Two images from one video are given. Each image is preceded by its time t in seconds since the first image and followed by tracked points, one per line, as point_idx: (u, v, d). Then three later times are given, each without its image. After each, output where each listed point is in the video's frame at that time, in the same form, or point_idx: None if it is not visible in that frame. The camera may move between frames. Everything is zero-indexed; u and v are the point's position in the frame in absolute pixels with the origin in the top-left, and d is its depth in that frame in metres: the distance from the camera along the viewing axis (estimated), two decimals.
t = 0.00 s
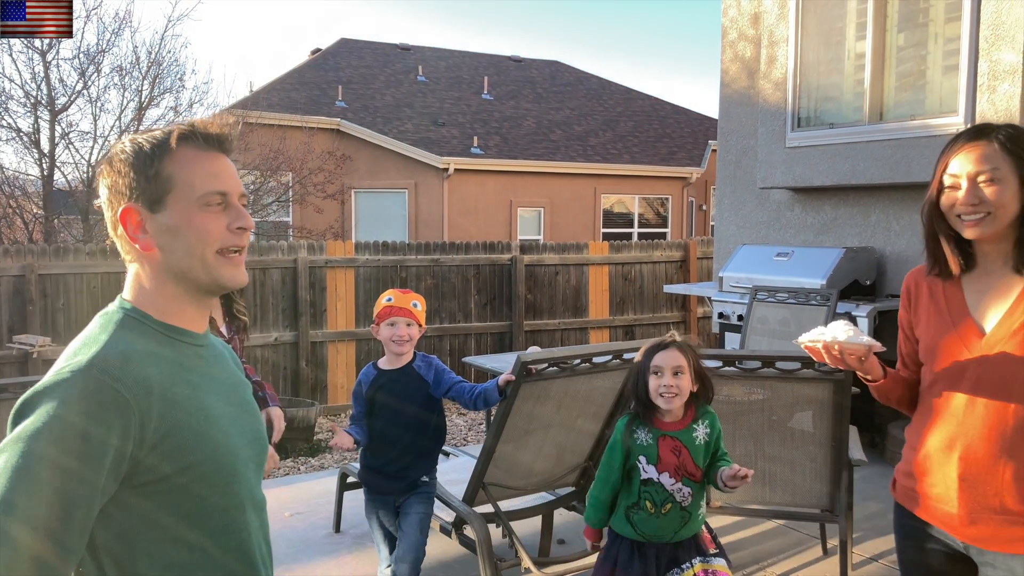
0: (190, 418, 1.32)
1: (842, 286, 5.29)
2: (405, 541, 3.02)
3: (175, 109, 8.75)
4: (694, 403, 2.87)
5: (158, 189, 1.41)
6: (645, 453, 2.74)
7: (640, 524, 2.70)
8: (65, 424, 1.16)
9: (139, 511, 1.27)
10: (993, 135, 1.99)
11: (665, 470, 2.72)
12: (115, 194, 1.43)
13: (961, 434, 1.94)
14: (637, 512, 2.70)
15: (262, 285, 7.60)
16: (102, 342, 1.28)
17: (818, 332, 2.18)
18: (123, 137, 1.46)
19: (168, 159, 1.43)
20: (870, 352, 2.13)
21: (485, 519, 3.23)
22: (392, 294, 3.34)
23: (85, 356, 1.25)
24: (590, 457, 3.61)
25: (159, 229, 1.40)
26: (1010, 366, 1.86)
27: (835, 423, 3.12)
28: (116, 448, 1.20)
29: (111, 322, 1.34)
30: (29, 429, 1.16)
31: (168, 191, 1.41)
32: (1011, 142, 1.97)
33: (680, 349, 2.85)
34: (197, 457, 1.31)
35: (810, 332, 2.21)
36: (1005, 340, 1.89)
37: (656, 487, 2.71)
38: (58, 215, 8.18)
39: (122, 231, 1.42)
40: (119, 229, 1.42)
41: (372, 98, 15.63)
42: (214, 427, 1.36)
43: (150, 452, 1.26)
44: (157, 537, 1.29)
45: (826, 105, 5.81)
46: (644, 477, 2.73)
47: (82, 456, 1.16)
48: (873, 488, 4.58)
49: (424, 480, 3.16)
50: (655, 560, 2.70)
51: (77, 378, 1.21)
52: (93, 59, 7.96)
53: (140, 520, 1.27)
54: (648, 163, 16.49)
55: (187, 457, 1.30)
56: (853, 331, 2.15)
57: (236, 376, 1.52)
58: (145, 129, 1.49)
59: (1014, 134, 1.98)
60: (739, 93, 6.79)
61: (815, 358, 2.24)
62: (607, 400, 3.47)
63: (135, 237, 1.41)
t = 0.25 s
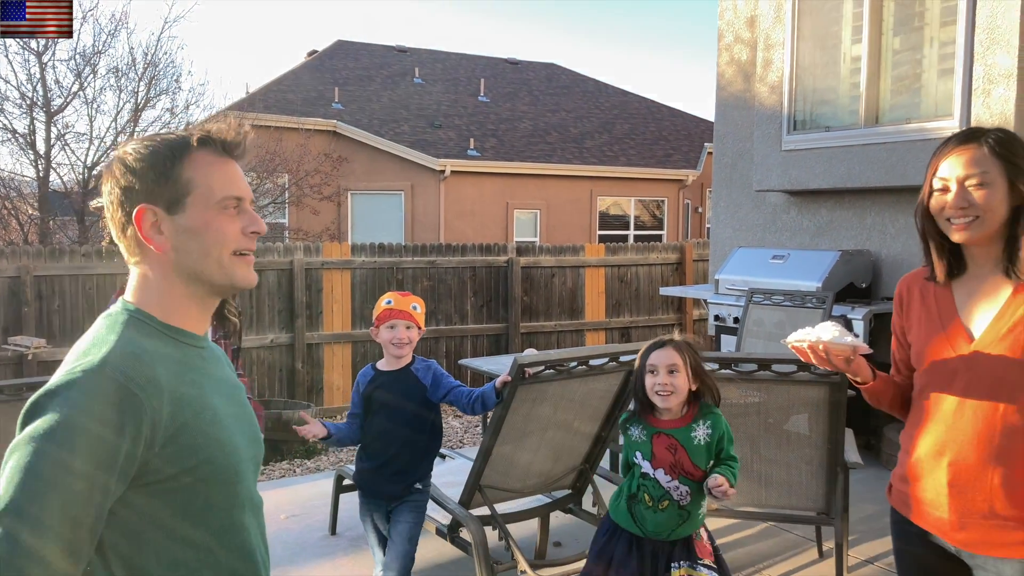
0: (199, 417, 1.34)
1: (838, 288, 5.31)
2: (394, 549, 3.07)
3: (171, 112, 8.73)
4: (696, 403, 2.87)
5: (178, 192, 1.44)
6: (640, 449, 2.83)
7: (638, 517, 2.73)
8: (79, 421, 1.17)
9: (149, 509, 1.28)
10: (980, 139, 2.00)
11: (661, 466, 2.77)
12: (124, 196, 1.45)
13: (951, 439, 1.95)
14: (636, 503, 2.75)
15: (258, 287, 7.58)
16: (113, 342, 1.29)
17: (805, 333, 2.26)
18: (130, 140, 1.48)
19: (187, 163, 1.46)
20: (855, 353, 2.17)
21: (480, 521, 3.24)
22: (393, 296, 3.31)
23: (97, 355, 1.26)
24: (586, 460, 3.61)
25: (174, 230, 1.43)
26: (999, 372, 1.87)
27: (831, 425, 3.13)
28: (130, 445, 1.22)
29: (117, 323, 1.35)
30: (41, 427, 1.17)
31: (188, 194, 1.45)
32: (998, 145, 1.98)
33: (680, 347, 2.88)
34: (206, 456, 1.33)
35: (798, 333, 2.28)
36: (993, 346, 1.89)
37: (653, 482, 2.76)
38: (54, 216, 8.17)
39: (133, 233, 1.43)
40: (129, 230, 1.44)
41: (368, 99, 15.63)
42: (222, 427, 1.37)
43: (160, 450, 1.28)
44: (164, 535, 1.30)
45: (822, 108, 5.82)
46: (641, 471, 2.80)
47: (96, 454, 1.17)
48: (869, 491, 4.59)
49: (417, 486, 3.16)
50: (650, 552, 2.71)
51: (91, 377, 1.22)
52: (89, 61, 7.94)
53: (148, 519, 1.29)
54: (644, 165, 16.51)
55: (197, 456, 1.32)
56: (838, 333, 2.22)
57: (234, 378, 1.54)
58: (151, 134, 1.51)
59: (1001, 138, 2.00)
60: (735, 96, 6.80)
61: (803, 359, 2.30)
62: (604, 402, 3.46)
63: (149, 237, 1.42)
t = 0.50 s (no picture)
0: (197, 418, 1.36)
1: (830, 292, 5.32)
2: (385, 554, 3.06)
3: (162, 114, 8.69)
4: (686, 406, 2.86)
5: (172, 196, 1.43)
6: (628, 449, 2.83)
7: (627, 516, 2.73)
8: (86, 423, 1.18)
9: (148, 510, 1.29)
10: (967, 146, 2.00)
11: (647, 467, 2.77)
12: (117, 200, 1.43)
13: (935, 444, 1.95)
14: (625, 504, 2.74)
15: (250, 290, 7.55)
16: (113, 344, 1.30)
17: (790, 344, 2.26)
18: (124, 145, 1.47)
19: (181, 167, 1.45)
20: (842, 363, 2.17)
21: (471, 525, 3.23)
22: (385, 300, 3.28)
23: (99, 357, 1.27)
24: (578, 464, 3.61)
25: (167, 234, 1.42)
26: (982, 379, 1.87)
27: (822, 429, 3.13)
28: (135, 446, 1.23)
29: (113, 325, 1.35)
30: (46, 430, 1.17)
31: (182, 198, 1.43)
32: (984, 154, 1.98)
33: (672, 351, 2.87)
34: (204, 457, 1.34)
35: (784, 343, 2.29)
36: (977, 353, 1.89)
37: (639, 482, 2.75)
38: (44, 218, 8.13)
39: (126, 237, 1.42)
40: (122, 235, 1.42)
41: (361, 102, 15.60)
42: (217, 430, 1.39)
43: (161, 451, 1.29)
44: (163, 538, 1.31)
45: (814, 112, 5.84)
46: (628, 471, 2.80)
47: (102, 456, 1.18)
48: (861, 494, 4.60)
49: (407, 492, 3.14)
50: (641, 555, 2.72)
51: (95, 378, 1.23)
52: (80, 62, 7.91)
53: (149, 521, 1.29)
54: (636, 169, 16.54)
55: (196, 457, 1.33)
56: (825, 343, 2.21)
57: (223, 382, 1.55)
58: (143, 138, 1.50)
59: (986, 146, 2.00)
60: (727, 99, 6.82)
61: (789, 369, 2.30)
62: (596, 406, 3.46)
63: (141, 241, 1.41)
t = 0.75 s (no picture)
0: (182, 419, 1.36)
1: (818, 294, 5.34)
2: (373, 558, 3.06)
3: (150, 116, 8.63)
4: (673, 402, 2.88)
5: (149, 199, 1.43)
6: (614, 443, 2.82)
7: (617, 510, 2.73)
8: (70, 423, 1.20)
9: (129, 508, 1.31)
10: (952, 149, 2.01)
11: (633, 459, 2.78)
12: (96, 203, 1.43)
13: (921, 447, 1.95)
14: (614, 497, 2.75)
15: (237, 292, 7.50)
16: (98, 344, 1.31)
17: (777, 349, 2.27)
18: (103, 148, 1.47)
19: (158, 170, 1.45)
20: (828, 366, 2.17)
21: (459, 529, 3.22)
22: (375, 302, 3.26)
23: (83, 357, 1.28)
24: (566, 466, 3.60)
25: (145, 237, 1.42)
26: (966, 383, 1.87)
27: (810, 431, 3.14)
28: (119, 446, 1.25)
29: (96, 326, 1.36)
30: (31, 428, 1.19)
31: (159, 200, 1.43)
32: (970, 157, 1.99)
33: (660, 349, 2.86)
34: (188, 457, 1.36)
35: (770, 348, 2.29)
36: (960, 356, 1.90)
37: (626, 474, 2.76)
38: (29, 219, 8.05)
39: (105, 241, 1.42)
40: (101, 239, 1.42)
41: (350, 104, 15.56)
42: (201, 431, 1.40)
43: (144, 451, 1.30)
44: (146, 536, 1.33)
45: (801, 116, 5.87)
46: (615, 465, 2.80)
47: (86, 454, 1.20)
48: (848, 497, 4.62)
49: (395, 495, 3.12)
50: (633, 553, 2.71)
51: (80, 377, 1.25)
52: (66, 63, 7.84)
53: (131, 520, 1.31)
54: (625, 172, 16.57)
55: (179, 458, 1.34)
56: (811, 347, 2.22)
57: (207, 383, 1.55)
58: (123, 143, 1.50)
59: (972, 149, 2.02)
60: (716, 103, 6.84)
61: (776, 372, 2.32)
62: (585, 409, 3.46)
63: (120, 244, 1.41)
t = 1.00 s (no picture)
0: (160, 422, 1.35)
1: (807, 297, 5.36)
2: (363, 560, 3.05)
3: (139, 116, 8.58)
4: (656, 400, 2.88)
5: (133, 200, 1.42)
6: (602, 447, 2.81)
7: (608, 511, 2.74)
8: (46, 425, 1.19)
9: (108, 510, 1.29)
10: (940, 152, 2.01)
11: (622, 460, 2.77)
12: (76, 204, 1.41)
13: (907, 449, 1.96)
14: (604, 498, 2.75)
15: (225, 293, 7.46)
16: (75, 346, 1.30)
17: (765, 351, 2.25)
18: (86, 150, 1.46)
19: (140, 171, 1.44)
20: (817, 368, 2.17)
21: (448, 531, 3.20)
22: (369, 304, 3.24)
23: (60, 359, 1.27)
24: (555, 469, 3.60)
25: (129, 238, 1.41)
26: (952, 384, 1.88)
27: (798, 434, 3.14)
28: (95, 448, 1.23)
29: (74, 329, 1.35)
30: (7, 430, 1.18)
31: (141, 202, 1.42)
32: (958, 161, 2.00)
33: (644, 350, 2.86)
34: (165, 459, 1.34)
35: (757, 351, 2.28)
36: (946, 359, 1.91)
37: (617, 475, 2.76)
38: (16, 220, 7.99)
39: (86, 243, 1.40)
40: (81, 240, 1.40)
41: (340, 104, 15.52)
42: (181, 434, 1.39)
43: (122, 453, 1.29)
44: (124, 540, 1.31)
45: (791, 119, 5.90)
46: (604, 468, 2.79)
47: (62, 455, 1.19)
48: (836, 498, 4.64)
49: (385, 497, 3.11)
50: (626, 553, 2.71)
51: (56, 379, 1.24)
52: (54, 62, 7.78)
53: (110, 522, 1.30)
54: (616, 173, 16.60)
55: (157, 460, 1.33)
56: (800, 350, 2.21)
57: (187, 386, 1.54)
58: (102, 145, 1.48)
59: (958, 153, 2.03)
60: (706, 105, 6.86)
61: (764, 375, 2.30)
62: (575, 411, 3.46)
63: (102, 245, 1.39)
